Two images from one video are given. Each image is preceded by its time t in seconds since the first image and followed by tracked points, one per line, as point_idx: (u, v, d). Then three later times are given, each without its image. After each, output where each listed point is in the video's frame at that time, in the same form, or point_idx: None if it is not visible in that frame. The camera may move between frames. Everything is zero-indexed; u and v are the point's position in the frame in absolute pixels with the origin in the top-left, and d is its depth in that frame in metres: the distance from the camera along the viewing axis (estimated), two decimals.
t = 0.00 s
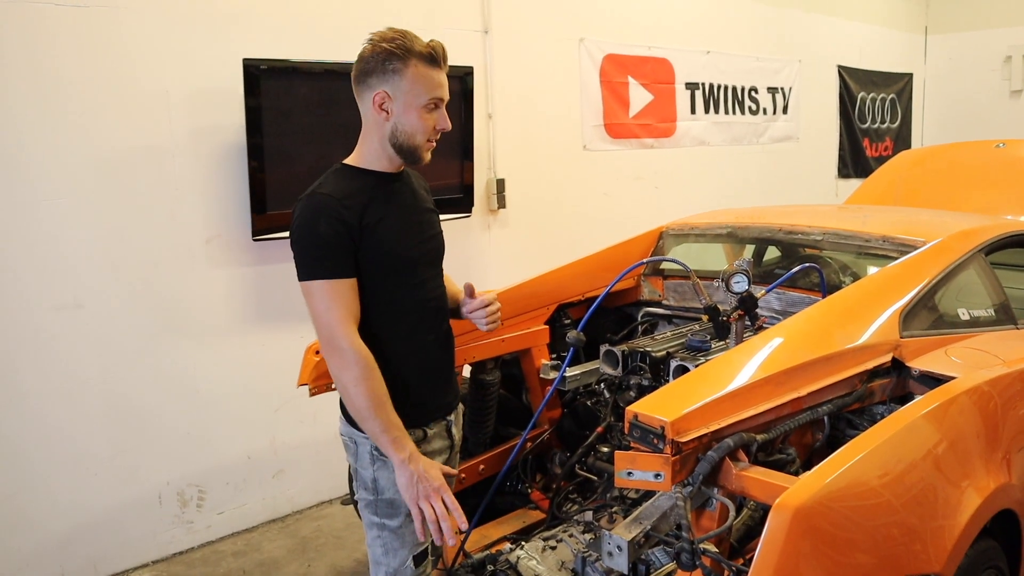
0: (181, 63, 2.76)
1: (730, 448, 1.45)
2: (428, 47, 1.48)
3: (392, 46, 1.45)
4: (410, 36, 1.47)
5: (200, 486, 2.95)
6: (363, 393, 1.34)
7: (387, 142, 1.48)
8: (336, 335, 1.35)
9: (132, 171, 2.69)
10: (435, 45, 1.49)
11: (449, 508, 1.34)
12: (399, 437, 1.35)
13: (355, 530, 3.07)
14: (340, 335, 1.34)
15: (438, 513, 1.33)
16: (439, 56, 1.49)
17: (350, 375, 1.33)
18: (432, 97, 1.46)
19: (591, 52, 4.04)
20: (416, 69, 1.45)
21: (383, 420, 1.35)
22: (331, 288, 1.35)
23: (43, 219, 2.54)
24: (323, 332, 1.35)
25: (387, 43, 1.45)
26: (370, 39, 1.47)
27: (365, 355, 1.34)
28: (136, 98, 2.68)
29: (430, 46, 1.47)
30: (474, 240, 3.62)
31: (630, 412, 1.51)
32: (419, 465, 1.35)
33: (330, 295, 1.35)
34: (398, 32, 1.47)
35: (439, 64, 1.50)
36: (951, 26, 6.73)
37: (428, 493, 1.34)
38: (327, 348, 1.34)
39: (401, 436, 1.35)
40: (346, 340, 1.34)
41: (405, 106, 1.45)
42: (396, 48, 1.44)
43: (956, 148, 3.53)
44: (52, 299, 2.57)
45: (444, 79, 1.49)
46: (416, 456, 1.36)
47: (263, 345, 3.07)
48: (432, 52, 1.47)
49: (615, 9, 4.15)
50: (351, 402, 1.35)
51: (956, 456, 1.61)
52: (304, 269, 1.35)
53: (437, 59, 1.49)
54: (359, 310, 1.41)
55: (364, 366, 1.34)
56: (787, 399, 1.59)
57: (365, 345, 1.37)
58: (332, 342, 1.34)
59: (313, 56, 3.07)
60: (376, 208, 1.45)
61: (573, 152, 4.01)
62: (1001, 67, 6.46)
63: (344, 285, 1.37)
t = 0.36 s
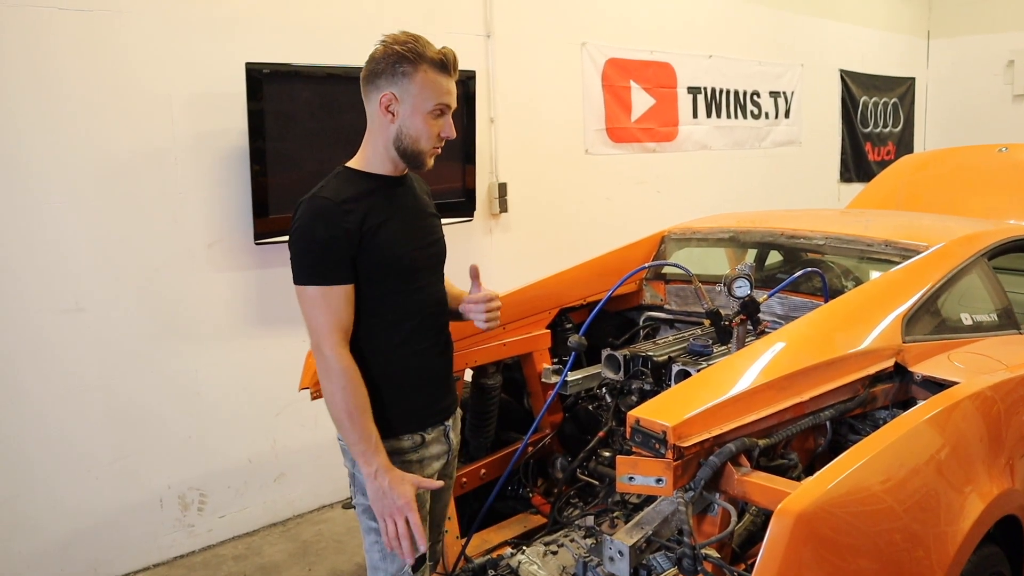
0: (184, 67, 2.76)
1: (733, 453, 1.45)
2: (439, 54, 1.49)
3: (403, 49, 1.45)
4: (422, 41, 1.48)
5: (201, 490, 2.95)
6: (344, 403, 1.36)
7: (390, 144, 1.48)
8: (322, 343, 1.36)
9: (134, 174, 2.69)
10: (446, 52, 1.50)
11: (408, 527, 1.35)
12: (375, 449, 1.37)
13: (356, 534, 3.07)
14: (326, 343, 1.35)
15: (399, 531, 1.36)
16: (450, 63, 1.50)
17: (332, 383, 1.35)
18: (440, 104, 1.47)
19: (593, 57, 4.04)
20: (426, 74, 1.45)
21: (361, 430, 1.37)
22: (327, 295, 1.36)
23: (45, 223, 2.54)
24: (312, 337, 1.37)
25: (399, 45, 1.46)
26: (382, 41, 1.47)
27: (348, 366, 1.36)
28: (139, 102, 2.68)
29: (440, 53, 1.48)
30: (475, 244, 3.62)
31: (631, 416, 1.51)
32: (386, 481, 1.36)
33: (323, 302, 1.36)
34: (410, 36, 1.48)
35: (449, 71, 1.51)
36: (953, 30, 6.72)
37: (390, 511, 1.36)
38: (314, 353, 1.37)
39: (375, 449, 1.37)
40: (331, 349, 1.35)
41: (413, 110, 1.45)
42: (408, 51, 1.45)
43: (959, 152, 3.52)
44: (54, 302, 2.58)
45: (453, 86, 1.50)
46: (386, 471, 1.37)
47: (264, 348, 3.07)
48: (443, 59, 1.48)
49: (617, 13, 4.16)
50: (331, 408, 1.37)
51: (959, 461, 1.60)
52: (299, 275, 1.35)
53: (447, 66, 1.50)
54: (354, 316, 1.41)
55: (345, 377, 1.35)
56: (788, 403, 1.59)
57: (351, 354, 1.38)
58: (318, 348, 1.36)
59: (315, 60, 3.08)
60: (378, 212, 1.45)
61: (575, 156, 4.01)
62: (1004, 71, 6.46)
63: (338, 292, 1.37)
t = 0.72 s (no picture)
0: (183, 71, 2.77)
1: (729, 458, 1.44)
2: (431, 58, 1.48)
3: (394, 54, 1.45)
4: (413, 46, 1.48)
5: (200, 493, 2.95)
6: (332, 409, 1.36)
7: (381, 150, 1.48)
8: (312, 348, 1.36)
9: (134, 178, 2.70)
10: (439, 56, 1.50)
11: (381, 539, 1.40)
12: (361, 457, 1.39)
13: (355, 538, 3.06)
14: (316, 349, 1.36)
15: (371, 543, 1.41)
16: (443, 67, 1.49)
17: (321, 388, 1.35)
18: (431, 108, 1.46)
19: (592, 61, 4.05)
20: (416, 78, 1.45)
21: (349, 436, 1.38)
22: (320, 299, 1.36)
23: (44, 226, 2.55)
24: (302, 341, 1.37)
25: (390, 50, 1.46)
26: (375, 47, 1.48)
27: (338, 372, 1.37)
28: (138, 106, 2.69)
29: (432, 57, 1.48)
30: (475, 248, 3.62)
31: (628, 420, 1.50)
32: (369, 491, 1.38)
33: (315, 306, 1.36)
34: (402, 42, 1.48)
35: (442, 75, 1.50)
36: (953, 34, 6.73)
37: (366, 523, 1.40)
38: (304, 357, 1.37)
39: (361, 458, 1.38)
40: (321, 355, 1.35)
41: (402, 114, 1.45)
42: (398, 56, 1.45)
43: (958, 156, 3.52)
44: (53, 306, 2.58)
45: (444, 90, 1.49)
46: (371, 480, 1.39)
47: (263, 352, 3.07)
48: (434, 63, 1.48)
49: (617, 17, 4.16)
50: (319, 412, 1.37)
51: (958, 465, 1.60)
52: (292, 279, 1.36)
53: (439, 70, 1.49)
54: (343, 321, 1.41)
55: (334, 384, 1.36)
56: (786, 408, 1.58)
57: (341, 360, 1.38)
58: (308, 352, 1.36)
59: (315, 64, 3.09)
60: (372, 217, 1.45)
61: (574, 160, 4.01)
62: (1004, 75, 6.46)
63: (330, 297, 1.37)
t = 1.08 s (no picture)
0: (174, 71, 2.76)
1: (720, 458, 1.44)
2: (377, 45, 1.50)
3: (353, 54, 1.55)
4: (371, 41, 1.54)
5: (192, 495, 2.94)
6: (326, 405, 1.37)
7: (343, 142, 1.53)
8: (303, 346, 1.37)
9: (124, 179, 2.68)
10: (388, 40, 1.50)
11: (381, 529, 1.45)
12: (357, 451, 1.41)
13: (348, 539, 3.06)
14: (308, 347, 1.36)
15: (372, 532, 1.46)
16: (387, 49, 1.49)
17: (314, 386, 1.36)
18: (368, 89, 1.48)
19: (585, 61, 4.05)
20: (358, 66, 1.50)
21: (343, 432, 1.39)
22: (310, 297, 1.36)
23: (34, 227, 2.53)
24: (293, 339, 1.37)
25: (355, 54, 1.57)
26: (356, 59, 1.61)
27: (330, 369, 1.38)
28: (129, 106, 2.68)
29: (375, 42, 1.50)
30: (468, 249, 3.62)
31: (619, 421, 1.50)
32: (366, 483, 1.42)
33: (306, 304, 1.36)
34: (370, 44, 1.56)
35: (388, 57, 1.49)
36: (945, 35, 6.75)
37: (366, 514, 1.43)
38: (296, 355, 1.37)
39: (356, 452, 1.41)
40: (313, 353, 1.36)
41: (350, 106, 1.50)
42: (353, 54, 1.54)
43: (951, 156, 3.53)
44: (43, 307, 2.57)
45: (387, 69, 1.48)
46: (368, 472, 1.43)
47: (255, 353, 3.06)
48: (376, 47, 1.49)
49: (609, 17, 4.17)
50: (313, 410, 1.38)
51: (948, 465, 1.60)
52: (282, 277, 1.35)
53: (384, 52, 1.49)
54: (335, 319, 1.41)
55: (326, 381, 1.37)
56: (778, 408, 1.59)
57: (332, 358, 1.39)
58: (300, 350, 1.37)
59: (307, 65, 3.08)
60: (362, 217, 1.44)
61: (567, 160, 4.01)
62: (996, 75, 6.48)
63: (320, 295, 1.37)
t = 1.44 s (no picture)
0: (171, 72, 2.76)
1: (716, 459, 1.44)
2: (338, 49, 1.50)
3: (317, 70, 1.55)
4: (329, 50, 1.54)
5: (188, 497, 2.94)
6: (306, 401, 1.36)
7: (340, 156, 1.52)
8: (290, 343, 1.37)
9: (120, 180, 2.68)
10: (347, 42, 1.50)
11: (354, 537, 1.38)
12: (328, 452, 1.37)
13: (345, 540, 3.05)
14: (293, 343, 1.36)
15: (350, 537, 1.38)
16: (350, 50, 1.49)
17: (297, 381, 1.36)
18: (348, 95, 1.48)
19: (582, 61, 4.05)
20: (328, 76, 1.50)
21: (319, 431, 1.37)
22: (301, 294, 1.36)
23: (30, 228, 2.53)
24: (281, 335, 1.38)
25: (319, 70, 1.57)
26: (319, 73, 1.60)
27: (313, 367, 1.37)
28: (125, 107, 2.67)
29: (337, 46, 1.50)
30: (465, 249, 3.62)
31: (615, 422, 1.51)
32: (331, 487, 1.37)
33: (295, 302, 1.36)
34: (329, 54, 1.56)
35: (354, 57, 1.49)
36: (940, 35, 6.77)
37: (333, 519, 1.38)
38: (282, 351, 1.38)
39: (327, 453, 1.37)
40: (296, 350, 1.36)
41: (335, 118, 1.50)
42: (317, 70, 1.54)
43: (946, 156, 3.54)
44: (39, 309, 2.56)
45: (358, 69, 1.48)
46: (336, 474, 1.37)
47: (252, 354, 3.06)
48: (340, 52, 1.49)
49: (606, 18, 4.17)
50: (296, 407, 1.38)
51: (943, 465, 1.61)
52: (273, 275, 1.36)
53: (349, 53, 1.49)
54: (326, 318, 1.40)
55: (306, 379, 1.36)
56: (773, 408, 1.59)
57: (316, 356, 1.38)
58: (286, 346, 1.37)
59: (303, 66, 3.09)
60: (356, 217, 1.44)
61: (564, 161, 4.02)
62: (991, 75, 6.49)
63: (308, 293, 1.36)
